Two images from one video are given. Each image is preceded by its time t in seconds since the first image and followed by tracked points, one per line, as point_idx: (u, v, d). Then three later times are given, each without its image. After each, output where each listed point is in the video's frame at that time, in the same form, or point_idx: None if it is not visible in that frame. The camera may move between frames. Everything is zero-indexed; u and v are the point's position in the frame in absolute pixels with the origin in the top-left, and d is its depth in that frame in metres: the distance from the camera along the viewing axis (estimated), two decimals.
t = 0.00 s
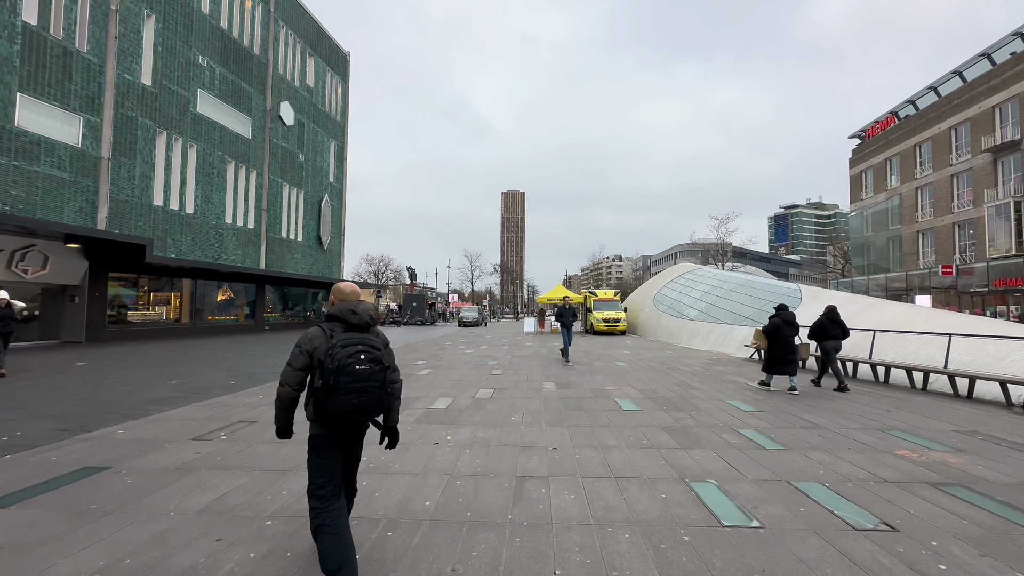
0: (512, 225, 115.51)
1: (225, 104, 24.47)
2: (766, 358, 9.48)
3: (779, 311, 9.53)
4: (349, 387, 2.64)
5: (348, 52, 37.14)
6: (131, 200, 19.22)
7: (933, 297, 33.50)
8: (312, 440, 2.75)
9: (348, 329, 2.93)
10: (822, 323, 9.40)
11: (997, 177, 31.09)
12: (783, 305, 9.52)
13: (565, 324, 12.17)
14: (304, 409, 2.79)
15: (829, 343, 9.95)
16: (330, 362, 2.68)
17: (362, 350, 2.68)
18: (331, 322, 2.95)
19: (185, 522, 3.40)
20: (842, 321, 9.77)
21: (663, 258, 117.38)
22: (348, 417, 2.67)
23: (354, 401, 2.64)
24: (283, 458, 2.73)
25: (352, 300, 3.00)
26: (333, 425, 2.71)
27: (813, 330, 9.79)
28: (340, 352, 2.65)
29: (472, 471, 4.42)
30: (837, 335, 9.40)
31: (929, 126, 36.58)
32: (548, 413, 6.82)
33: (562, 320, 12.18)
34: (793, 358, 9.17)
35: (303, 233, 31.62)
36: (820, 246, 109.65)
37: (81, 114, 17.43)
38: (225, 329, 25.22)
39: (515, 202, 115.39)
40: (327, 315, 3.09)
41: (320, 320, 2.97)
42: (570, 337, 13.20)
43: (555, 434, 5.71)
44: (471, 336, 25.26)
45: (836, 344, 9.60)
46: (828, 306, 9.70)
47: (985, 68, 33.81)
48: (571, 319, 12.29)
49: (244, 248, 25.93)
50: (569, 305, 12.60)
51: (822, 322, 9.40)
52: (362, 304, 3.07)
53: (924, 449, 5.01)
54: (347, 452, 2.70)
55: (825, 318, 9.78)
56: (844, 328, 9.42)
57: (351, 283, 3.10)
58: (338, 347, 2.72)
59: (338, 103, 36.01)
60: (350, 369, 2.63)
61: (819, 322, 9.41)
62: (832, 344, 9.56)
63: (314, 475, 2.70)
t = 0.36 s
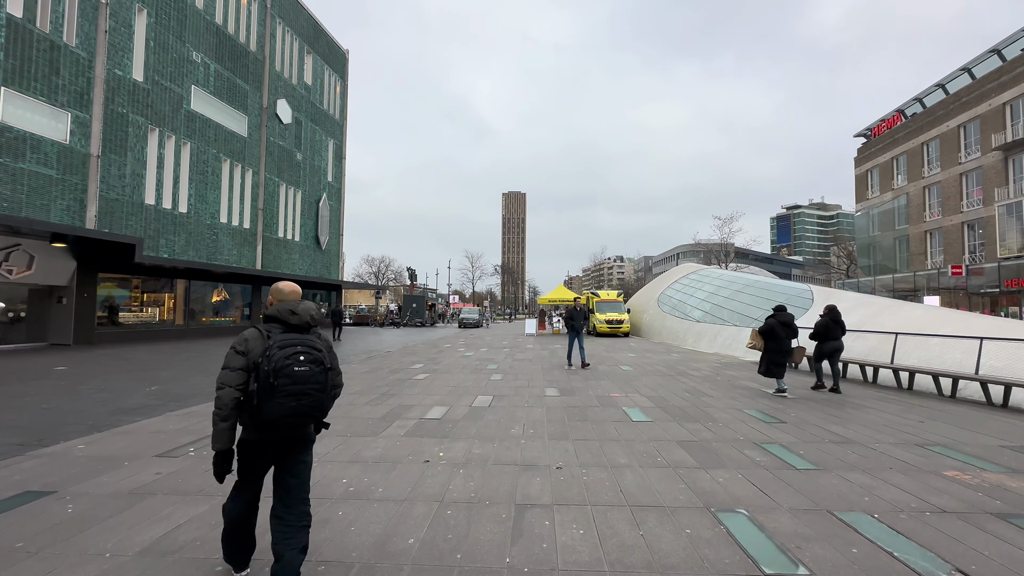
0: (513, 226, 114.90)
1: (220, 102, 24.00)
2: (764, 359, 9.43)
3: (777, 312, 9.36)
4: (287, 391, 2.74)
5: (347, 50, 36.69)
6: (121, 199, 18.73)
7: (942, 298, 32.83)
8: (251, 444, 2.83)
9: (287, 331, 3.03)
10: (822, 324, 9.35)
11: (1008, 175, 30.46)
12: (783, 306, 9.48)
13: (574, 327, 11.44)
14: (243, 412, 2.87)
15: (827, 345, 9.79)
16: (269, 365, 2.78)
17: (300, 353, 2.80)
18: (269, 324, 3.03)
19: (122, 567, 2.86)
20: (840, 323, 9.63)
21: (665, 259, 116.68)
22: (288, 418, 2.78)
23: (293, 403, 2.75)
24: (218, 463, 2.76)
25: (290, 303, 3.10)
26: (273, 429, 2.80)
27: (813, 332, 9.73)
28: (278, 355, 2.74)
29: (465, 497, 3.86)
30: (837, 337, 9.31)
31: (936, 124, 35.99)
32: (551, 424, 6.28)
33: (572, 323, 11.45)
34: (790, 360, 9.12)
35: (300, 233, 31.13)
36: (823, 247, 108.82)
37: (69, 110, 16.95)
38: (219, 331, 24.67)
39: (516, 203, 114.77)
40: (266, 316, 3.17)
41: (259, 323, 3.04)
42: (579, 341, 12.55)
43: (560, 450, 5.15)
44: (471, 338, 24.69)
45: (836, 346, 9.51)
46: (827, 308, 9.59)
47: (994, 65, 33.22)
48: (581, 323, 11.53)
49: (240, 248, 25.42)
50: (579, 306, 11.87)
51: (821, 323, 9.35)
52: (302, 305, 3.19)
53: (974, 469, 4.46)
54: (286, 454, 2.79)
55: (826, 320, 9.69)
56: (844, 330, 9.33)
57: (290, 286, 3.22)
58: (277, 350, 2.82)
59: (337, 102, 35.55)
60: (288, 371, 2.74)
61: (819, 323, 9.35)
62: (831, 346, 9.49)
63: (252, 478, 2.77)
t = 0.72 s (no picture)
0: (515, 226, 114.24)
1: (218, 98, 23.54)
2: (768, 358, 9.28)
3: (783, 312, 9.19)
4: (224, 389, 2.91)
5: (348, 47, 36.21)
6: (115, 195, 18.28)
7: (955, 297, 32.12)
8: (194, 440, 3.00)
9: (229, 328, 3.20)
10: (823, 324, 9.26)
11: None
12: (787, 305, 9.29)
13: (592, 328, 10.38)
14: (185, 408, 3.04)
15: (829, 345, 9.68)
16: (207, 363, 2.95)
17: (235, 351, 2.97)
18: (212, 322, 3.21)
19: None
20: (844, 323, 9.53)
21: (668, 258, 115.83)
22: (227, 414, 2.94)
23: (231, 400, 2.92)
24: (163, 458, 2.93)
25: (231, 300, 3.28)
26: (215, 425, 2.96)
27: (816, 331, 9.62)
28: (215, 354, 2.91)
29: (469, 525, 3.33)
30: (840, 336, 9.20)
31: (948, 120, 35.28)
32: (563, 433, 5.75)
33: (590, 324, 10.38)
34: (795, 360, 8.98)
35: (300, 232, 30.68)
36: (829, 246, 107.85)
37: (61, 104, 16.50)
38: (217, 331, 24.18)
39: (519, 202, 114.09)
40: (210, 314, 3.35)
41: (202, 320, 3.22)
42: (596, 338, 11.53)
43: (573, 464, 4.63)
44: (473, 339, 24.16)
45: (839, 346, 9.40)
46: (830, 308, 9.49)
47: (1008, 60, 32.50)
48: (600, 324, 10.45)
49: (238, 246, 24.97)
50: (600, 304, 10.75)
51: (824, 322, 9.24)
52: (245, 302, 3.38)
53: None
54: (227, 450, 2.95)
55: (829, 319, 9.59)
56: (847, 329, 9.23)
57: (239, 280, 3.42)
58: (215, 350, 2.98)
59: (338, 99, 35.10)
60: (225, 370, 2.91)
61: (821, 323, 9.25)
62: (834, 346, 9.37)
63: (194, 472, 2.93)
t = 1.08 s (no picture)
0: (517, 226, 113.92)
1: (214, 94, 23.08)
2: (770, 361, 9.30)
3: (784, 312, 9.01)
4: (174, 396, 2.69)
5: (347, 44, 35.81)
6: (108, 193, 17.83)
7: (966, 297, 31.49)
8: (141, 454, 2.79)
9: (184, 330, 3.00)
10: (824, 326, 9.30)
11: None
12: (787, 306, 9.31)
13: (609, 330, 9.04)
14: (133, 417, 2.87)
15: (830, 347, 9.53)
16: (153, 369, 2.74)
17: (186, 355, 2.75)
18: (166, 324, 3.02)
19: None
20: (847, 324, 9.42)
21: (670, 258, 115.24)
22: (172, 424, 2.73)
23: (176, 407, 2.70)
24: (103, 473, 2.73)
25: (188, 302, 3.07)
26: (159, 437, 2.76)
27: (817, 333, 9.65)
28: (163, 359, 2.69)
29: (470, 568, 2.79)
30: (841, 338, 9.25)
31: (957, 118, 34.68)
32: (575, 446, 5.23)
33: (607, 325, 9.05)
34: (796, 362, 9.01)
35: (299, 231, 30.23)
36: (832, 246, 107.20)
37: (50, 99, 16.05)
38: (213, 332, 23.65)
39: (520, 203, 113.72)
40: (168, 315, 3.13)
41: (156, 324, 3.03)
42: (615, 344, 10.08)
43: (586, 485, 4.09)
44: (475, 340, 23.69)
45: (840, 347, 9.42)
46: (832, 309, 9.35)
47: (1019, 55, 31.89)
48: (618, 325, 9.12)
49: (235, 246, 24.48)
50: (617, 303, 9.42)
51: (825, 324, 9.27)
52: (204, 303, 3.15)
53: None
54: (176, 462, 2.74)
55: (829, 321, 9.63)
56: (848, 330, 9.27)
57: (197, 284, 3.13)
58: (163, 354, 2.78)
59: (337, 97, 34.66)
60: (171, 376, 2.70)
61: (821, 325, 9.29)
62: (835, 347, 9.39)
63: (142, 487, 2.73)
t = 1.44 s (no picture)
0: (515, 228, 113.45)
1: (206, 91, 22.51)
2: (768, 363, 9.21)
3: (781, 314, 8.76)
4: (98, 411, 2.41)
5: (343, 42, 35.29)
6: (93, 191, 17.25)
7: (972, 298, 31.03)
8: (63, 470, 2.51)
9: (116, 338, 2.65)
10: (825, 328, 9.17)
11: None
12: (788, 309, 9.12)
13: (631, 336, 7.91)
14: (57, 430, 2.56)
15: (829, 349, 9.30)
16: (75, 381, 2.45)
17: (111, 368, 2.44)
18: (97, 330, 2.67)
19: None
20: (845, 326, 9.18)
21: (669, 260, 114.78)
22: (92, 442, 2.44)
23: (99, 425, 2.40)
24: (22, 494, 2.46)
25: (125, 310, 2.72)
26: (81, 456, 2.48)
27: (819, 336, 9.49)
28: (89, 371, 2.40)
29: None
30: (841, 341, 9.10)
31: (961, 117, 34.27)
32: (584, 467, 4.66)
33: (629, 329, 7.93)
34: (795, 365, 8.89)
35: (294, 232, 29.62)
36: (831, 247, 106.96)
37: (32, 93, 15.48)
38: (205, 335, 23.00)
39: (518, 204, 113.21)
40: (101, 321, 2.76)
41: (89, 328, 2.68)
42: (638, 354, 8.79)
43: (600, 517, 3.55)
44: (473, 343, 23.12)
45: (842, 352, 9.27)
46: (831, 310, 9.10)
47: None
48: (642, 329, 8.00)
49: (227, 246, 23.88)
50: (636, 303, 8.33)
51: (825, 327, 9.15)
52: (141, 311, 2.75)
53: None
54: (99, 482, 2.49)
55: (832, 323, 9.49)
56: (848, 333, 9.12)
57: (134, 290, 2.78)
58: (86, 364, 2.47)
59: (333, 96, 34.13)
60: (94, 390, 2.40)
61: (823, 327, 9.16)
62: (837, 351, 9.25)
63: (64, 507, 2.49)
